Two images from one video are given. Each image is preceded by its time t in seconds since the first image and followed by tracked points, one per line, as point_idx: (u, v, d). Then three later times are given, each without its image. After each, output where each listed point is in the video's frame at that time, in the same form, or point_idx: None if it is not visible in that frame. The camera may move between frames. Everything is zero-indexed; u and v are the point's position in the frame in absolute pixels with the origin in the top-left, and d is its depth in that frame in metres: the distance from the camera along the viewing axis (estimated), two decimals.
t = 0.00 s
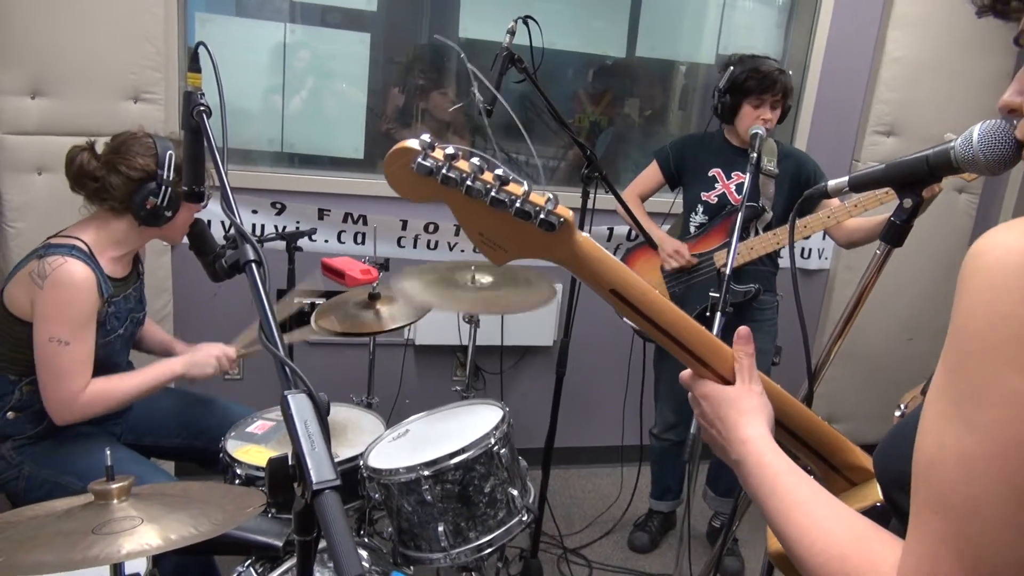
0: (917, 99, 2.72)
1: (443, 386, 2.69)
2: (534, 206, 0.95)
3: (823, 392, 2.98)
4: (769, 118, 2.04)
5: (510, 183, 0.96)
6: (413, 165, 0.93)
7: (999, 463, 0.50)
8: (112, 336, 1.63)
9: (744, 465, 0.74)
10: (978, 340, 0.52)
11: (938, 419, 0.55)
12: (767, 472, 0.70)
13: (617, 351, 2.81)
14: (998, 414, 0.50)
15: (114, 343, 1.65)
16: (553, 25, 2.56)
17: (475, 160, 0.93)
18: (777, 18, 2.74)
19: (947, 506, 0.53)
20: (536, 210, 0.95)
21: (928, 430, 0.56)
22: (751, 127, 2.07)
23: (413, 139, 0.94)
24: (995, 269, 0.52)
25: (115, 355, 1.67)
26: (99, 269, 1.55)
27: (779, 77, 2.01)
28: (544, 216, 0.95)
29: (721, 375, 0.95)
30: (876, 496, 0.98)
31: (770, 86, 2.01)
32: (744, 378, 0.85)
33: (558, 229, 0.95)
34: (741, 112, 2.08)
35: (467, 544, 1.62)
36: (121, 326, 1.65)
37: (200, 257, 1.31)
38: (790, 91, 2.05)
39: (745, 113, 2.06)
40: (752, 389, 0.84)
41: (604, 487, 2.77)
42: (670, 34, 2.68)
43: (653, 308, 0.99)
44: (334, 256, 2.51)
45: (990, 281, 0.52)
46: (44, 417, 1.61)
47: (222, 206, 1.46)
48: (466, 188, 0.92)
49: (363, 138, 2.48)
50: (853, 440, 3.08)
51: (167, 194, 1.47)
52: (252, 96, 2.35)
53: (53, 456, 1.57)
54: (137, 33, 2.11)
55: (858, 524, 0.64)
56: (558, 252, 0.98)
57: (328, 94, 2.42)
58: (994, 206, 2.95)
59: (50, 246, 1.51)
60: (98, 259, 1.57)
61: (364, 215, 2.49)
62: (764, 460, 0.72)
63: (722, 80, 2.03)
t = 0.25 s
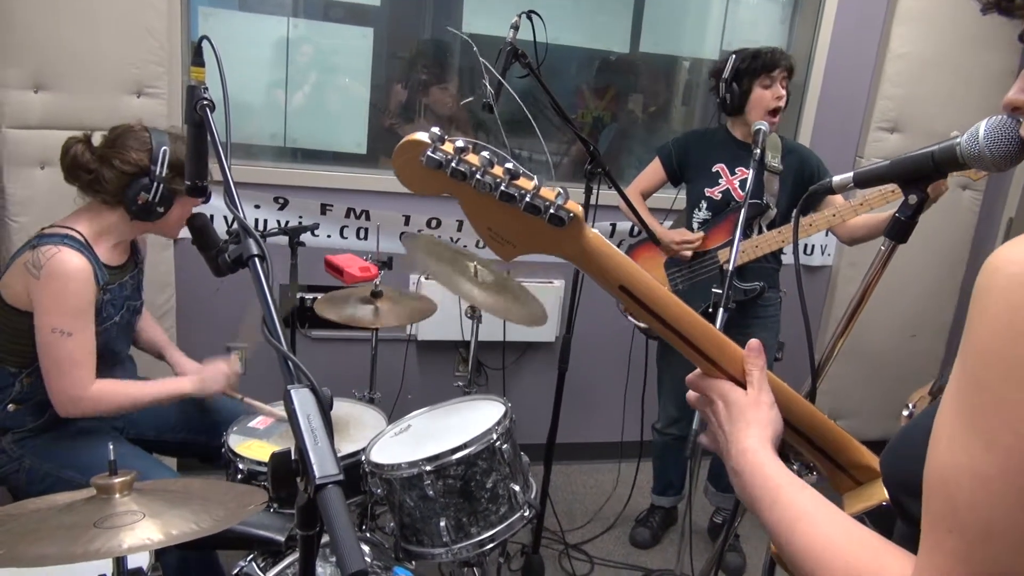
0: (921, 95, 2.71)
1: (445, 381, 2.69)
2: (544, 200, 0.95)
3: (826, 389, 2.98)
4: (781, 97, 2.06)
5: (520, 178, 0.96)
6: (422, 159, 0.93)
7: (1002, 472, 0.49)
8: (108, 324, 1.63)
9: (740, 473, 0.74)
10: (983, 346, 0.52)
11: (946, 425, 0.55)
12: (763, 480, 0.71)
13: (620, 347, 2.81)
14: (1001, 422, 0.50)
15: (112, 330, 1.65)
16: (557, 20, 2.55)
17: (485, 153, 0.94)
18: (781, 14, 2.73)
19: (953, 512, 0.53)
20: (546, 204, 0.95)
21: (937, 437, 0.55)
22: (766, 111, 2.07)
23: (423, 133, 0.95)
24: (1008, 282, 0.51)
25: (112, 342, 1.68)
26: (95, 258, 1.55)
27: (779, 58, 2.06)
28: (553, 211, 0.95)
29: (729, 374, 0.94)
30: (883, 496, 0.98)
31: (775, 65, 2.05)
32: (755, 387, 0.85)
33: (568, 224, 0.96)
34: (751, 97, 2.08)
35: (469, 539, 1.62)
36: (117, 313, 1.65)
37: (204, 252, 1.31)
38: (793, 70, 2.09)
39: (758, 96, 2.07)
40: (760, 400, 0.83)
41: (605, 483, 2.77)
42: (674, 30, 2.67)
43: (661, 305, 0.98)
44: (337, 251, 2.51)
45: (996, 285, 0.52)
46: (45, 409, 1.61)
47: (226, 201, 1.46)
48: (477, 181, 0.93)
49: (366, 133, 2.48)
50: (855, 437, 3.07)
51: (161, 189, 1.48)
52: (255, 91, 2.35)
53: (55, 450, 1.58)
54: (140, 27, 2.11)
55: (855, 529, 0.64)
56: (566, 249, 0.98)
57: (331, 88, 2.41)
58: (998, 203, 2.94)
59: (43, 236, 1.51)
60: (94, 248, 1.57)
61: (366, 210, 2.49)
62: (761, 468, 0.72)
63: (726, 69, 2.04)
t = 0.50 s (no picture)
0: (917, 90, 2.72)
1: (442, 377, 2.69)
2: (535, 203, 0.95)
3: (822, 384, 2.98)
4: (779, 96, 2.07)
5: (510, 180, 0.95)
6: (411, 163, 0.93)
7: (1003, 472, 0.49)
8: (113, 324, 1.63)
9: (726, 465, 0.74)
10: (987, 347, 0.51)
11: (948, 424, 0.54)
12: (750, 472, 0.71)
13: (616, 342, 2.81)
14: (1001, 423, 0.50)
15: (115, 330, 1.65)
16: (554, 16, 2.55)
17: (475, 156, 0.93)
18: (778, 9, 2.73)
19: (952, 509, 0.53)
20: (538, 207, 0.95)
21: (937, 437, 0.55)
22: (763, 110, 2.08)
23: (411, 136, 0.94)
24: (1006, 280, 0.51)
25: (116, 343, 1.67)
26: (99, 259, 1.54)
27: (778, 56, 2.04)
28: (545, 213, 0.94)
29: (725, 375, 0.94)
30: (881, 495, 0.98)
31: (774, 64, 2.04)
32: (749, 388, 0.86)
33: (560, 226, 0.95)
34: (750, 97, 2.07)
35: (466, 535, 1.62)
36: (121, 313, 1.65)
37: (200, 248, 1.30)
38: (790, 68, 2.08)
39: (757, 96, 2.06)
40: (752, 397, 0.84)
41: (603, 479, 2.78)
42: (670, 25, 2.66)
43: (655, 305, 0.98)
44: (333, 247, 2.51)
45: (995, 284, 0.52)
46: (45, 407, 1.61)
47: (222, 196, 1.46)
48: (467, 184, 0.92)
49: (362, 129, 2.47)
50: (851, 432, 3.08)
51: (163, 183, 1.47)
52: (251, 87, 2.34)
53: (52, 446, 1.57)
54: (134, 22, 2.10)
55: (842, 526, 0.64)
56: (558, 251, 0.97)
57: (326, 84, 2.41)
58: (993, 198, 2.94)
59: (48, 235, 1.51)
60: (97, 248, 1.57)
61: (363, 206, 2.49)
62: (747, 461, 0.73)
63: (727, 69, 2.00)
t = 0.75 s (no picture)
0: (918, 88, 2.71)
1: (442, 375, 2.69)
2: (546, 188, 0.95)
3: (822, 382, 2.98)
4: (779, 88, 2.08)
5: (521, 165, 0.95)
6: (422, 146, 0.92)
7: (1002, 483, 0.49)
8: (113, 325, 1.64)
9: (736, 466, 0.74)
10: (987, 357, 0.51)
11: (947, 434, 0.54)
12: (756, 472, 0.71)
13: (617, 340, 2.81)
14: (1000, 433, 0.50)
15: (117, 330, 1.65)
16: (555, 13, 2.54)
17: (487, 141, 0.93)
18: (779, 7, 2.73)
19: (951, 509, 0.53)
20: (547, 193, 0.95)
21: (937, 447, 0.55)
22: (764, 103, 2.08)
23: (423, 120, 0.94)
24: (1004, 288, 0.51)
25: (114, 342, 1.68)
26: (99, 260, 1.54)
27: (775, 49, 2.05)
28: (555, 200, 0.94)
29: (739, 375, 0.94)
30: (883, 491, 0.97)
31: (772, 58, 2.05)
32: (764, 392, 0.85)
33: (570, 213, 0.95)
34: (750, 91, 2.08)
35: (467, 533, 1.62)
36: (121, 314, 1.66)
37: (199, 246, 1.30)
38: (789, 62, 2.09)
39: (757, 90, 2.07)
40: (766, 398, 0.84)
41: (603, 477, 2.78)
42: (671, 22, 2.66)
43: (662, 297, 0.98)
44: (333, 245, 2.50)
45: (993, 292, 0.52)
46: (47, 404, 1.61)
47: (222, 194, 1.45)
48: (478, 169, 0.92)
49: (363, 127, 2.47)
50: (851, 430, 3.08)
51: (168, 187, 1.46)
52: (251, 84, 2.34)
53: (53, 444, 1.57)
54: (135, 19, 2.10)
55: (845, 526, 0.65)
56: (568, 238, 0.98)
57: (327, 82, 2.40)
58: (994, 196, 2.94)
59: (48, 238, 1.50)
60: (97, 248, 1.57)
61: (363, 204, 2.48)
62: (756, 463, 0.73)
63: (726, 61, 2.01)
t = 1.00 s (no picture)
0: (924, 94, 2.71)
1: (447, 379, 2.69)
2: (537, 207, 0.95)
3: (827, 388, 2.97)
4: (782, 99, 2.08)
5: (512, 184, 0.95)
6: (415, 168, 0.92)
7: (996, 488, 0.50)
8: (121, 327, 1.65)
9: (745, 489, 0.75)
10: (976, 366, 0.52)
11: (943, 441, 0.55)
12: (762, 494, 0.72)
13: (621, 346, 2.81)
14: (992, 439, 0.51)
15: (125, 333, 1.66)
16: (560, 19, 2.55)
17: (477, 161, 0.93)
18: (785, 13, 2.73)
19: (952, 514, 0.53)
20: (539, 211, 0.95)
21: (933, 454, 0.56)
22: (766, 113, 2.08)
23: (415, 141, 0.94)
24: (998, 289, 0.53)
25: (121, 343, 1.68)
26: (105, 264, 1.55)
27: (779, 59, 2.05)
28: (547, 218, 0.95)
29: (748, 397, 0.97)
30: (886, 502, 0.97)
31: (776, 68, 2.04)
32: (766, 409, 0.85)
33: (561, 231, 0.95)
34: (753, 100, 2.08)
35: (470, 537, 1.62)
36: (128, 314, 1.67)
37: (206, 249, 1.29)
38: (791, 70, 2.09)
39: (760, 100, 2.07)
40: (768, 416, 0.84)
41: (607, 482, 2.77)
42: (676, 28, 2.66)
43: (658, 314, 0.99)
44: (338, 249, 2.51)
45: (986, 295, 0.53)
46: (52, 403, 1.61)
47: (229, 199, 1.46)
48: (469, 189, 0.92)
49: (369, 132, 2.48)
50: (856, 437, 3.07)
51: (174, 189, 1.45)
52: (258, 89, 2.35)
53: (58, 446, 1.58)
54: (142, 24, 2.11)
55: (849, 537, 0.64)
56: (562, 256, 0.98)
57: (333, 86, 2.41)
58: (1000, 202, 2.93)
59: (56, 242, 1.51)
60: (103, 253, 1.57)
61: (368, 208, 2.49)
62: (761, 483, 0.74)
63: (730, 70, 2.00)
